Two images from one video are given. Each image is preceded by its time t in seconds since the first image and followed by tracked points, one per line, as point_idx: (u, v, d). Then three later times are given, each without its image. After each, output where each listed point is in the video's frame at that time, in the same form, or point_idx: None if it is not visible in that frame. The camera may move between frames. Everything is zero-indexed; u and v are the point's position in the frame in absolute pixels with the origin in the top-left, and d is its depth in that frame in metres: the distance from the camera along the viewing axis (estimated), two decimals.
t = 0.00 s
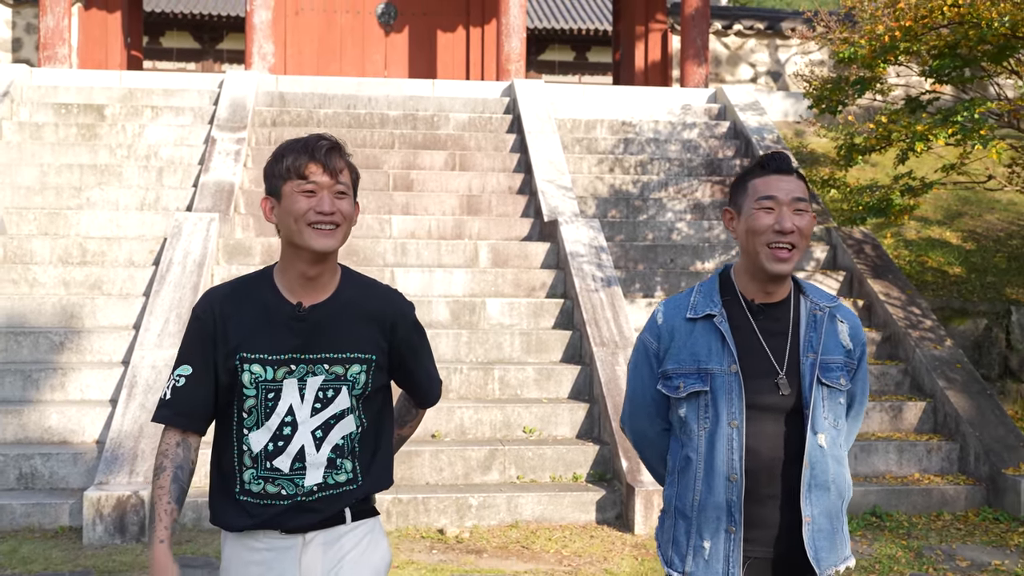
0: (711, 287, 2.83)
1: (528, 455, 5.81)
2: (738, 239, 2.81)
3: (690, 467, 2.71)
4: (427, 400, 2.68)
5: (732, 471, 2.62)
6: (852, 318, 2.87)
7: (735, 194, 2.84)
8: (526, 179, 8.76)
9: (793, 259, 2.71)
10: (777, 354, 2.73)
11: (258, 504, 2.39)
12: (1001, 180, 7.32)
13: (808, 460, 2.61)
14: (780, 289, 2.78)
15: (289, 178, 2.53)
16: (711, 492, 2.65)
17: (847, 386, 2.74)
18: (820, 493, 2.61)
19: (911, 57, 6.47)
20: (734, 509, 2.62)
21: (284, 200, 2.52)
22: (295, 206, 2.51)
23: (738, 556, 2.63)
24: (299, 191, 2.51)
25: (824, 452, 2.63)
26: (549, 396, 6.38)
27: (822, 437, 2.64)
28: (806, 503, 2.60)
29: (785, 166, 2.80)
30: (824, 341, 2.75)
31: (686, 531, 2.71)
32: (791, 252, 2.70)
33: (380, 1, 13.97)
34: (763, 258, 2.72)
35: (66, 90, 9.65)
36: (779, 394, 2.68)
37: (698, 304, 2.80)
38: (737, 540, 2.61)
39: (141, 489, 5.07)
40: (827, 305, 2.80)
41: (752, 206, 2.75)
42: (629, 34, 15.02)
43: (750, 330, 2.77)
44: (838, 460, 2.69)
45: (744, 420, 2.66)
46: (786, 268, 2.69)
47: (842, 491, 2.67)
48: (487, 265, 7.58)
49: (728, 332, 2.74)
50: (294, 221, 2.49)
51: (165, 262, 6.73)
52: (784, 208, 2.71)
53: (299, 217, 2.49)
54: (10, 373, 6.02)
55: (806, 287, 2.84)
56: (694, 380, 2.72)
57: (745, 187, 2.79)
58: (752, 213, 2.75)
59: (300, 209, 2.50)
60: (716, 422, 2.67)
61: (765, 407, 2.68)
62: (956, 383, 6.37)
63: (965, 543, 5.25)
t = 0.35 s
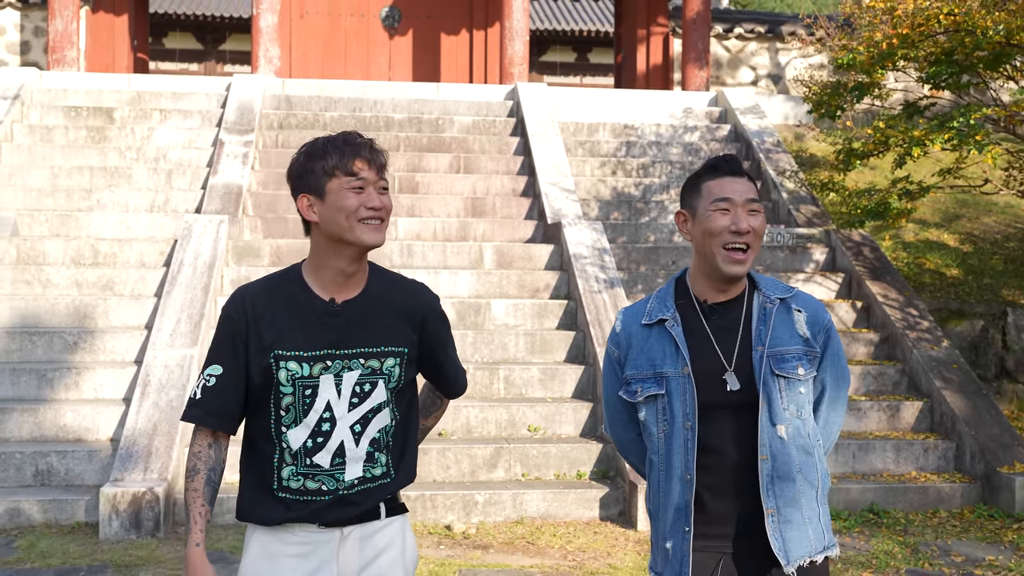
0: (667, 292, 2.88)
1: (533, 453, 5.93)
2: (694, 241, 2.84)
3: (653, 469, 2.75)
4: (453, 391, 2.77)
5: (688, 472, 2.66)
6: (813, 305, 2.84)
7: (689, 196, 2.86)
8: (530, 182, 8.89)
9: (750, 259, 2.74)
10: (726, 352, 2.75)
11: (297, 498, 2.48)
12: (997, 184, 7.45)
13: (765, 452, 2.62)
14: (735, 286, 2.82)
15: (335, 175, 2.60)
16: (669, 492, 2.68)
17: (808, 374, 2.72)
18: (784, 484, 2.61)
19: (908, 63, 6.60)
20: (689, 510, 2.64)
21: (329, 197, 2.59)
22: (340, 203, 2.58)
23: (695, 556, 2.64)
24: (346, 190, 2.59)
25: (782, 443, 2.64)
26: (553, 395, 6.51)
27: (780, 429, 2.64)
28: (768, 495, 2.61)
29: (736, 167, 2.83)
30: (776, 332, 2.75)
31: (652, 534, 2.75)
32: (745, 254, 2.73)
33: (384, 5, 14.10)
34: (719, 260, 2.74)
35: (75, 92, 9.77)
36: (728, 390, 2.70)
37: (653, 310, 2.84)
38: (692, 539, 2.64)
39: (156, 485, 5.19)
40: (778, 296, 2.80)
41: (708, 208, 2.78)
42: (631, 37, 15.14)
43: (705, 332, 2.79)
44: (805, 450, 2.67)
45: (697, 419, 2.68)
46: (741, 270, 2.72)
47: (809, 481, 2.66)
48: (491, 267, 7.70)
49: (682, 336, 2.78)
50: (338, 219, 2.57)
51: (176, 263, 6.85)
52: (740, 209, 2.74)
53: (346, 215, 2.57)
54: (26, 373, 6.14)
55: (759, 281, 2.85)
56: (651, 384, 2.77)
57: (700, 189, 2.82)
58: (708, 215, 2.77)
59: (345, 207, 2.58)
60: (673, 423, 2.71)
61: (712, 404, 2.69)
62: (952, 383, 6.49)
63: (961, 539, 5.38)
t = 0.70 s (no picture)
0: (649, 294, 2.98)
1: (541, 448, 6.09)
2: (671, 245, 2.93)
3: (640, 462, 2.86)
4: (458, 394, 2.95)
5: (670, 461, 2.76)
6: (790, 295, 2.91)
7: (665, 201, 2.96)
8: (535, 183, 9.05)
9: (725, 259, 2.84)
10: (694, 345, 2.86)
11: (334, 486, 2.61)
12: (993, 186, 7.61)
13: (742, 434, 2.72)
14: (711, 286, 2.92)
15: (379, 178, 2.75)
16: (654, 482, 2.80)
17: (784, 358, 2.79)
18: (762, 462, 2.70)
19: (906, 68, 6.76)
20: (671, 496, 2.76)
21: (371, 197, 2.74)
22: (382, 204, 2.73)
23: (677, 541, 2.77)
24: (387, 192, 2.74)
25: (759, 425, 2.73)
26: (560, 392, 6.67)
27: (755, 411, 2.73)
28: (747, 474, 2.70)
29: (707, 172, 2.93)
30: (749, 320, 2.84)
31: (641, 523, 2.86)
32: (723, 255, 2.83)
33: (390, 8, 14.27)
34: (697, 262, 2.83)
35: (88, 95, 9.93)
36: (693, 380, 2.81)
37: (634, 311, 2.95)
38: (674, 525, 2.76)
39: (176, 478, 5.36)
40: (750, 288, 2.89)
41: (683, 213, 2.87)
42: (633, 41, 15.29)
43: (679, 330, 2.90)
44: (784, 430, 2.75)
45: (677, 412, 2.79)
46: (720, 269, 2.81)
47: (789, 460, 2.74)
48: (498, 266, 7.86)
49: (661, 335, 2.88)
50: (380, 219, 2.73)
51: (191, 263, 7.01)
52: (714, 212, 2.83)
53: (388, 216, 2.72)
54: (46, 369, 6.30)
55: (733, 276, 2.95)
56: (634, 381, 2.87)
57: (676, 194, 2.91)
58: (684, 219, 2.86)
59: (387, 208, 2.73)
60: (655, 418, 2.81)
61: (687, 396, 2.81)
62: (949, 380, 6.65)
63: (957, 531, 5.54)
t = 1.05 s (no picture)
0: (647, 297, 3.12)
1: (544, 443, 6.27)
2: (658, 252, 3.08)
3: (637, 456, 3.00)
4: (447, 406, 2.88)
5: (664, 455, 2.90)
6: (779, 294, 3.03)
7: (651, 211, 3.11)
8: (537, 185, 9.22)
9: (704, 264, 2.98)
10: (682, 345, 2.99)
11: (334, 488, 2.56)
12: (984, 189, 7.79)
13: (723, 425, 2.84)
14: (699, 289, 3.04)
15: (386, 189, 2.70)
16: (651, 475, 2.94)
17: (769, 355, 2.92)
18: (742, 452, 2.82)
19: (900, 73, 6.95)
20: (666, 489, 2.89)
21: (380, 210, 2.68)
22: (390, 217, 2.69)
23: (676, 530, 2.91)
24: (393, 204, 2.70)
25: (740, 416, 2.85)
26: (563, 389, 6.85)
27: (736, 404, 2.85)
28: (727, 462, 2.82)
29: (690, 181, 3.07)
30: (736, 318, 2.96)
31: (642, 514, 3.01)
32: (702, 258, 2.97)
33: (393, 12, 14.47)
34: (676, 267, 2.99)
35: (98, 99, 10.12)
36: (683, 379, 2.94)
37: (630, 314, 3.10)
38: (672, 514, 2.90)
39: (192, 473, 5.53)
40: (740, 287, 3.03)
41: (665, 221, 3.02)
42: (633, 44, 15.48)
43: (671, 333, 3.03)
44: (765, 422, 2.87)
45: (669, 409, 2.92)
46: (698, 273, 2.96)
47: (771, 449, 2.85)
48: (502, 267, 8.04)
49: (654, 337, 3.02)
50: (385, 230, 2.68)
51: (202, 264, 7.18)
52: (690, 219, 2.99)
53: (394, 228, 2.69)
54: (62, 367, 6.47)
55: (724, 275, 3.09)
56: (631, 380, 3.02)
57: (660, 204, 3.07)
58: (665, 227, 3.02)
59: (394, 220, 2.69)
60: (649, 415, 2.95)
61: (678, 394, 2.94)
62: (942, 377, 6.83)
63: (948, 523, 5.71)
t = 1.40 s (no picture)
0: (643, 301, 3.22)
1: (543, 444, 6.38)
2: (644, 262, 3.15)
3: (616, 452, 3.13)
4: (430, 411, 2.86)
5: (636, 456, 3.01)
6: (763, 309, 3.01)
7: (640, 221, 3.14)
8: (536, 189, 9.33)
9: (672, 277, 3.02)
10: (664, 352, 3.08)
11: (344, 496, 2.58)
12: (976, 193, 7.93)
13: (686, 437, 2.94)
14: (682, 298, 3.08)
15: (383, 205, 2.69)
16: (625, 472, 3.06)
17: (741, 371, 2.94)
18: (704, 465, 2.91)
19: (892, 80, 7.10)
20: (637, 486, 3.02)
21: (378, 225, 2.68)
22: (386, 232, 2.69)
23: (640, 527, 3.02)
24: (387, 220, 2.69)
25: (704, 431, 2.93)
26: (561, 391, 6.96)
27: (702, 418, 2.93)
28: (685, 474, 2.93)
29: (673, 192, 3.06)
30: (714, 334, 2.99)
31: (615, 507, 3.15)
32: (668, 271, 3.01)
33: (392, 16, 14.57)
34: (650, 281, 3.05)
35: (101, 103, 10.21)
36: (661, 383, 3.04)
37: (627, 317, 3.21)
38: (636, 512, 3.02)
39: (198, 473, 5.63)
40: (721, 304, 3.03)
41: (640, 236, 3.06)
42: (631, 48, 15.60)
43: (657, 342, 3.12)
44: (729, 437, 2.93)
45: (646, 412, 3.04)
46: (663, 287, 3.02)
47: (734, 466, 2.91)
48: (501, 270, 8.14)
49: (643, 343, 3.13)
50: (382, 246, 2.69)
51: (206, 267, 7.28)
52: (656, 233, 3.01)
53: (390, 244, 2.70)
54: (68, 369, 6.57)
55: (714, 288, 3.09)
56: (616, 381, 3.13)
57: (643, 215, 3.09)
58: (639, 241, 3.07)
59: (390, 236, 2.70)
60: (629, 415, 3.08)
61: (655, 399, 3.04)
62: (934, 378, 6.96)
63: (939, 521, 5.83)
